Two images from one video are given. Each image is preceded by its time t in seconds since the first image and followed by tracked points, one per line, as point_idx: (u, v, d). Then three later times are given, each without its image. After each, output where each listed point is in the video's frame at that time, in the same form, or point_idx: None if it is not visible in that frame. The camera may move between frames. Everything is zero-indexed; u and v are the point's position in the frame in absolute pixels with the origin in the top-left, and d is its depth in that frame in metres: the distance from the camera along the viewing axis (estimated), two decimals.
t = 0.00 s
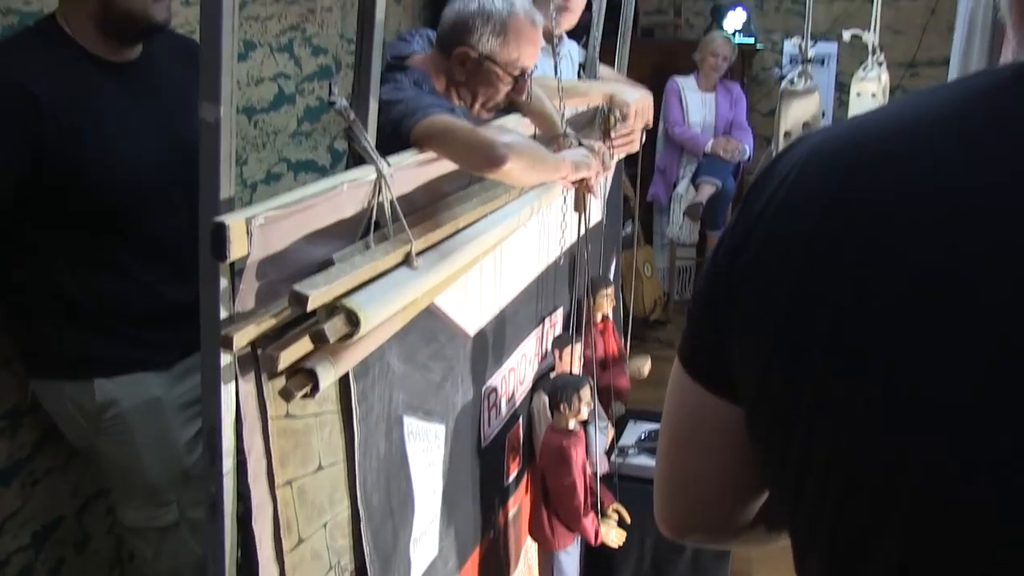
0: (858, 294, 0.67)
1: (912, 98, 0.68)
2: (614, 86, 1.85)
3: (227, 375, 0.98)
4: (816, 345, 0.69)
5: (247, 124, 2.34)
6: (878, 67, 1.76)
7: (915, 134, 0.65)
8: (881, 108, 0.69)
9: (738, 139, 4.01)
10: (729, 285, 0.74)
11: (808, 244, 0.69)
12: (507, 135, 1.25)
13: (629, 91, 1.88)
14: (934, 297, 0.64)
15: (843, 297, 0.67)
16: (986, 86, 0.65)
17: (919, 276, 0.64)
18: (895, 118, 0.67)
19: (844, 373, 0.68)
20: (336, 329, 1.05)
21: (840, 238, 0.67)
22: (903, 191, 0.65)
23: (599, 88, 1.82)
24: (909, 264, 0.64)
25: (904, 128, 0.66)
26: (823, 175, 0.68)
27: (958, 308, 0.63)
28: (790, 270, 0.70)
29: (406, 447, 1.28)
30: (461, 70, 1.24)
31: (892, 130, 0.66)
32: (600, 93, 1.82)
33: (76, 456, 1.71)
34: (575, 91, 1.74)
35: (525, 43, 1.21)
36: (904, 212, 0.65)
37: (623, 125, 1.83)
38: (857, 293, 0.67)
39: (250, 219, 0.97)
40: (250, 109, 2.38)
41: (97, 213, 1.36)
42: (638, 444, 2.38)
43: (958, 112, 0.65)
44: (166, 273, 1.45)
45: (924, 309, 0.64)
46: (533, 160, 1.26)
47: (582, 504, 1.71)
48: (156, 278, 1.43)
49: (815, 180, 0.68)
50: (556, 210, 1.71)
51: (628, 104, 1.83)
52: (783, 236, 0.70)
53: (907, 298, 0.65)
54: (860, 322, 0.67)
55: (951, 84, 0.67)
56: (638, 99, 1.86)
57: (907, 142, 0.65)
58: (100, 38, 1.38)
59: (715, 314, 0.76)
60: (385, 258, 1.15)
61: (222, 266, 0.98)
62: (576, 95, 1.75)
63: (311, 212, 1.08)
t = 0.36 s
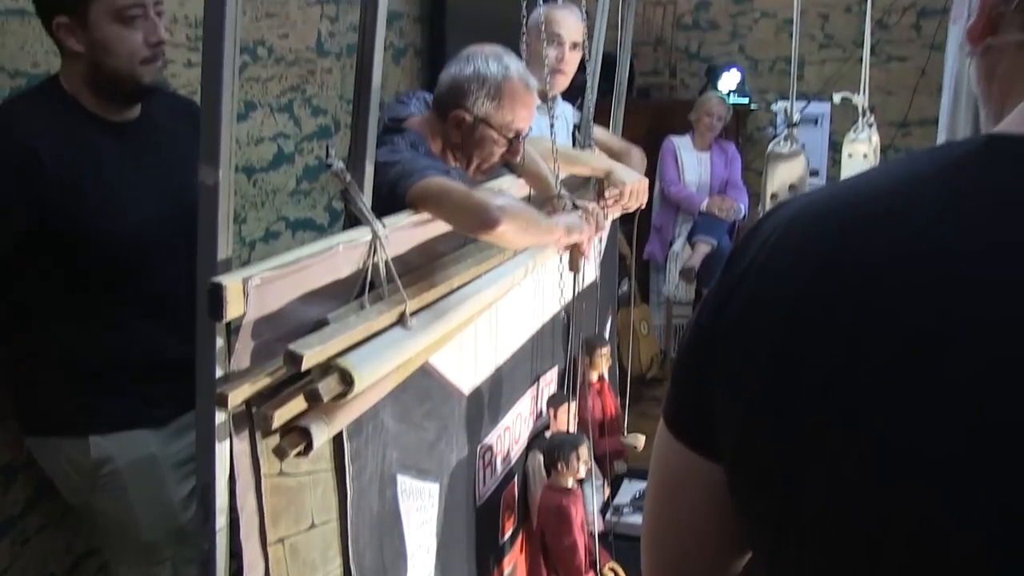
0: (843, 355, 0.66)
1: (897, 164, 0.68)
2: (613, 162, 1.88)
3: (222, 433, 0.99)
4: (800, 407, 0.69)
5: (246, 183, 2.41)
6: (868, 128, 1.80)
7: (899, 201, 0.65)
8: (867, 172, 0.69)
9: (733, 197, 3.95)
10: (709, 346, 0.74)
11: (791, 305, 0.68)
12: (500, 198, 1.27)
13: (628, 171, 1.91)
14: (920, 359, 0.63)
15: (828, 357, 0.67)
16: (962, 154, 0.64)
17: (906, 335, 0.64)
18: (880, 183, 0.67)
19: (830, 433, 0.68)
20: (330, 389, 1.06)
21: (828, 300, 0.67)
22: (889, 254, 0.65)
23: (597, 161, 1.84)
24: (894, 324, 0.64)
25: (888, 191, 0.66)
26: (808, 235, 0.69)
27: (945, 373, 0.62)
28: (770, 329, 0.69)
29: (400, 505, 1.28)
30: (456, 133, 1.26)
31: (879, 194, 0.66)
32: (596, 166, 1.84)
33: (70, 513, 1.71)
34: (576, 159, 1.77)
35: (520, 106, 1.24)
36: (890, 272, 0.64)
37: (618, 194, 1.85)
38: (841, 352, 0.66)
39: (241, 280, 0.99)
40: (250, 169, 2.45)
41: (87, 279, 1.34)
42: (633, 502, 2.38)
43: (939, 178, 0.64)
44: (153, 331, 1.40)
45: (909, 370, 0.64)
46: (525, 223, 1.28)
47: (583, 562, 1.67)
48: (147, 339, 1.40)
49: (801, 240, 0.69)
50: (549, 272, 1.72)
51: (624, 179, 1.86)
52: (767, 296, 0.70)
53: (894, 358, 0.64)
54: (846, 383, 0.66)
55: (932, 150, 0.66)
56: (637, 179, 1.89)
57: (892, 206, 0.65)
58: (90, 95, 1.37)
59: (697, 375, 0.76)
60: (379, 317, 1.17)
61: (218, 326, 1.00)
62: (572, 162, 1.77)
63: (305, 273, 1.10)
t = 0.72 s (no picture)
0: (830, 404, 0.67)
1: (878, 219, 0.70)
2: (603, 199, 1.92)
3: (218, 484, 1.00)
4: (789, 458, 0.69)
5: (246, 236, 2.48)
6: (862, 180, 1.82)
7: (882, 253, 0.67)
8: (846, 228, 0.71)
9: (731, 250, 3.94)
10: (693, 403, 0.75)
11: (772, 355, 0.69)
12: (496, 251, 1.29)
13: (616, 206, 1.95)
14: (909, 407, 0.64)
15: (816, 406, 0.67)
16: (938, 211, 0.66)
17: (895, 384, 0.65)
18: (862, 238, 0.69)
19: (821, 482, 0.68)
20: (324, 440, 1.08)
21: (814, 351, 0.67)
22: (874, 305, 0.66)
23: (589, 202, 1.88)
24: (881, 373, 0.65)
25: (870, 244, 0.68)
26: (789, 289, 0.69)
27: (937, 420, 0.63)
28: (751, 379, 0.70)
29: (396, 557, 1.28)
30: (453, 187, 1.28)
31: (861, 249, 0.68)
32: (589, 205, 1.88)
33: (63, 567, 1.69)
34: (571, 206, 1.81)
35: (515, 161, 1.26)
36: (877, 321, 0.65)
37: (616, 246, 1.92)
38: (830, 403, 0.67)
39: (243, 332, 1.01)
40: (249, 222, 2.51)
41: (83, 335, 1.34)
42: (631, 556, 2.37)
43: (920, 234, 0.66)
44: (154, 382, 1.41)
45: (897, 417, 0.65)
46: (520, 275, 1.30)
47: None
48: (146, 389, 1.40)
49: (779, 294, 0.69)
50: (542, 326, 1.72)
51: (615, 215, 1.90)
52: (749, 347, 0.70)
53: (882, 407, 0.65)
54: (834, 433, 0.67)
55: (913, 205, 0.69)
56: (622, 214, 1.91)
57: (875, 259, 0.67)
58: (99, 159, 1.39)
59: (681, 432, 0.76)
60: (375, 369, 1.18)
61: (217, 378, 1.01)
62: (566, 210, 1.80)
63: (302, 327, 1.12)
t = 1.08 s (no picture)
0: (834, 446, 0.61)
1: (894, 248, 0.64)
2: (621, 241, 1.78)
3: (198, 525, 0.94)
4: (786, 505, 0.63)
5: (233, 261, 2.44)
6: (895, 206, 1.74)
7: (890, 282, 0.61)
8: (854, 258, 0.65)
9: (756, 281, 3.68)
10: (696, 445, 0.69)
11: (770, 388, 0.63)
12: (499, 280, 1.21)
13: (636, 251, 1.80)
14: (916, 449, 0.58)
15: (819, 443, 0.61)
16: (976, 234, 0.60)
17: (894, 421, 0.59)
18: (874, 267, 0.63)
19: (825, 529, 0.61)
20: (314, 479, 1.00)
21: (819, 382, 0.61)
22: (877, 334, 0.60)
23: (608, 242, 1.76)
24: (885, 409, 0.59)
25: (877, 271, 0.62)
26: (794, 320, 0.64)
27: (937, 457, 0.57)
28: (752, 415, 0.64)
29: None
30: (455, 211, 1.19)
31: (870, 278, 0.62)
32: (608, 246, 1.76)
33: None
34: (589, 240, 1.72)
35: (522, 184, 1.17)
36: (878, 358, 0.60)
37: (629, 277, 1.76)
38: (830, 441, 0.61)
39: (225, 365, 0.94)
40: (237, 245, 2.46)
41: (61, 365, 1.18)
42: None
43: (957, 256, 0.60)
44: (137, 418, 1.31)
45: (899, 458, 0.59)
46: (525, 308, 1.21)
47: None
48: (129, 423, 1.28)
49: (786, 325, 0.64)
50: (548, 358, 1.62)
51: (633, 262, 1.76)
52: (751, 382, 0.64)
53: (888, 443, 0.59)
54: (838, 475, 0.61)
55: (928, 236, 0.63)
56: (648, 259, 1.78)
57: (884, 286, 0.61)
58: (79, 179, 1.22)
59: (683, 476, 0.71)
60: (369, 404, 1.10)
61: (198, 412, 0.95)
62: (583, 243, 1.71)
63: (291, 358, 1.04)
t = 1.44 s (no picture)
0: (852, 464, 0.62)
1: (898, 271, 0.67)
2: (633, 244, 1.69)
3: (164, 570, 0.88)
4: (798, 525, 0.64)
5: (209, 281, 2.39)
6: (931, 219, 1.65)
7: (905, 301, 0.63)
8: (855, 282, 0.68)
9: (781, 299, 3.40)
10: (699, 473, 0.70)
11: (785, 411, 0.65)
12: (496, 299, 1.12)
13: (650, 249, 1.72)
14: (936, 466, 0.60)
15: (835, 460, 0.63)
16: (986, 253, 0.64)
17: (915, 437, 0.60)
18: (882, 290, 0.65)
19: (846, 549, 0.62)
20: (291, 518, 0.90)
21: (839, 401, 0.63)
22: (894, 353, 0.62)
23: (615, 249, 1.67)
24: (905, 426, 0.61)
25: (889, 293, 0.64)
26: (798, 347, 0.66)
27: (961, 470, 0.59)
28: (768, 434, 0.65)
29: None
30: (448, 228, 1.10)
31: (882, 300, 0.65)
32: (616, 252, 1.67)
33: None
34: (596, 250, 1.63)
35: (521, 197, 1.08)
36: (901, 372, 0.62)
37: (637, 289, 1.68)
38: (846, 460, 0.62)
39: (196, 397, 0.88)
40: (213, 265, 2.42)
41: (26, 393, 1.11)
42: None
43: (967, 273, 0.63)
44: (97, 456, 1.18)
45: (916, 474, 0.60)
46: (524, 330, 1.12)
47: None
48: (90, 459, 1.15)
49: (796, 350, 0.66)
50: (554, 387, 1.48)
51: (646, 264, 1.68)
52: (764, 405, 0.66)
53: (908, 457, 0.61)
54: (855, 494, 0.62)
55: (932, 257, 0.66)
56: (662, 258, 1.70)
57: (901, 305, 0.63)
58: (41, 195, 1.17)
59: (688, 507, 0.71)
60: (352, 438, 1.00)
61: (164, 447, 0.88)
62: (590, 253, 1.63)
63: (267, 388, 0.97)
